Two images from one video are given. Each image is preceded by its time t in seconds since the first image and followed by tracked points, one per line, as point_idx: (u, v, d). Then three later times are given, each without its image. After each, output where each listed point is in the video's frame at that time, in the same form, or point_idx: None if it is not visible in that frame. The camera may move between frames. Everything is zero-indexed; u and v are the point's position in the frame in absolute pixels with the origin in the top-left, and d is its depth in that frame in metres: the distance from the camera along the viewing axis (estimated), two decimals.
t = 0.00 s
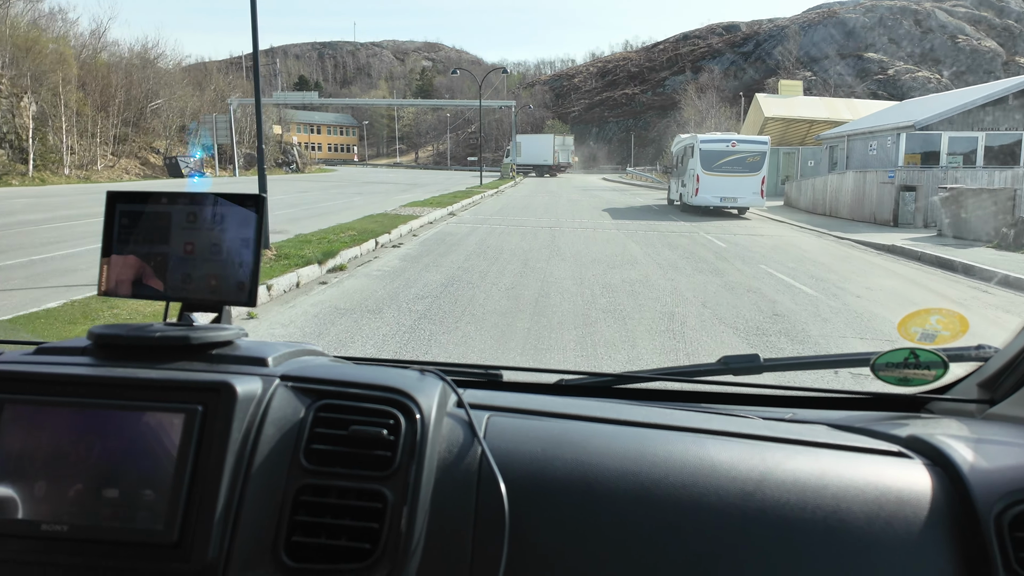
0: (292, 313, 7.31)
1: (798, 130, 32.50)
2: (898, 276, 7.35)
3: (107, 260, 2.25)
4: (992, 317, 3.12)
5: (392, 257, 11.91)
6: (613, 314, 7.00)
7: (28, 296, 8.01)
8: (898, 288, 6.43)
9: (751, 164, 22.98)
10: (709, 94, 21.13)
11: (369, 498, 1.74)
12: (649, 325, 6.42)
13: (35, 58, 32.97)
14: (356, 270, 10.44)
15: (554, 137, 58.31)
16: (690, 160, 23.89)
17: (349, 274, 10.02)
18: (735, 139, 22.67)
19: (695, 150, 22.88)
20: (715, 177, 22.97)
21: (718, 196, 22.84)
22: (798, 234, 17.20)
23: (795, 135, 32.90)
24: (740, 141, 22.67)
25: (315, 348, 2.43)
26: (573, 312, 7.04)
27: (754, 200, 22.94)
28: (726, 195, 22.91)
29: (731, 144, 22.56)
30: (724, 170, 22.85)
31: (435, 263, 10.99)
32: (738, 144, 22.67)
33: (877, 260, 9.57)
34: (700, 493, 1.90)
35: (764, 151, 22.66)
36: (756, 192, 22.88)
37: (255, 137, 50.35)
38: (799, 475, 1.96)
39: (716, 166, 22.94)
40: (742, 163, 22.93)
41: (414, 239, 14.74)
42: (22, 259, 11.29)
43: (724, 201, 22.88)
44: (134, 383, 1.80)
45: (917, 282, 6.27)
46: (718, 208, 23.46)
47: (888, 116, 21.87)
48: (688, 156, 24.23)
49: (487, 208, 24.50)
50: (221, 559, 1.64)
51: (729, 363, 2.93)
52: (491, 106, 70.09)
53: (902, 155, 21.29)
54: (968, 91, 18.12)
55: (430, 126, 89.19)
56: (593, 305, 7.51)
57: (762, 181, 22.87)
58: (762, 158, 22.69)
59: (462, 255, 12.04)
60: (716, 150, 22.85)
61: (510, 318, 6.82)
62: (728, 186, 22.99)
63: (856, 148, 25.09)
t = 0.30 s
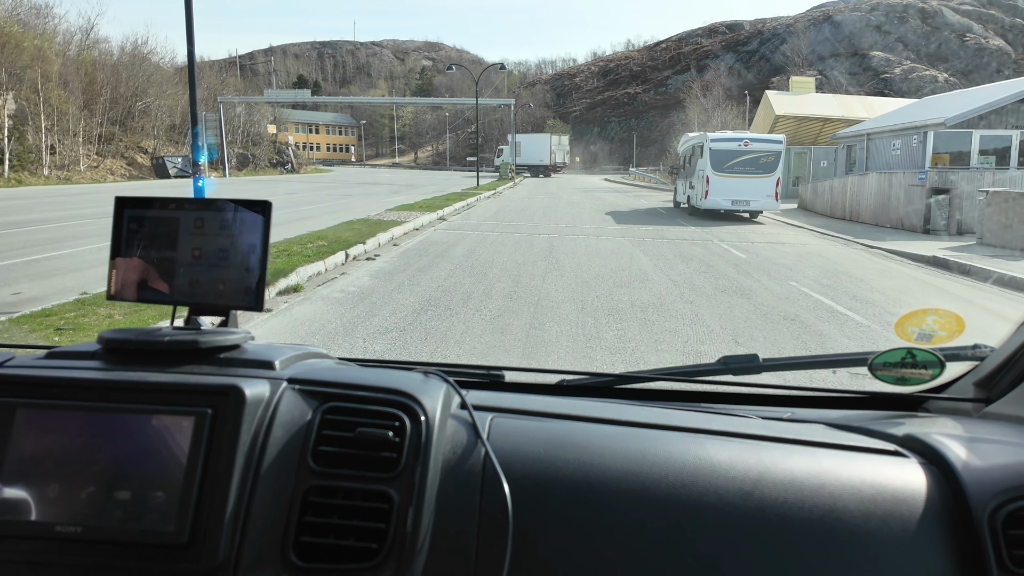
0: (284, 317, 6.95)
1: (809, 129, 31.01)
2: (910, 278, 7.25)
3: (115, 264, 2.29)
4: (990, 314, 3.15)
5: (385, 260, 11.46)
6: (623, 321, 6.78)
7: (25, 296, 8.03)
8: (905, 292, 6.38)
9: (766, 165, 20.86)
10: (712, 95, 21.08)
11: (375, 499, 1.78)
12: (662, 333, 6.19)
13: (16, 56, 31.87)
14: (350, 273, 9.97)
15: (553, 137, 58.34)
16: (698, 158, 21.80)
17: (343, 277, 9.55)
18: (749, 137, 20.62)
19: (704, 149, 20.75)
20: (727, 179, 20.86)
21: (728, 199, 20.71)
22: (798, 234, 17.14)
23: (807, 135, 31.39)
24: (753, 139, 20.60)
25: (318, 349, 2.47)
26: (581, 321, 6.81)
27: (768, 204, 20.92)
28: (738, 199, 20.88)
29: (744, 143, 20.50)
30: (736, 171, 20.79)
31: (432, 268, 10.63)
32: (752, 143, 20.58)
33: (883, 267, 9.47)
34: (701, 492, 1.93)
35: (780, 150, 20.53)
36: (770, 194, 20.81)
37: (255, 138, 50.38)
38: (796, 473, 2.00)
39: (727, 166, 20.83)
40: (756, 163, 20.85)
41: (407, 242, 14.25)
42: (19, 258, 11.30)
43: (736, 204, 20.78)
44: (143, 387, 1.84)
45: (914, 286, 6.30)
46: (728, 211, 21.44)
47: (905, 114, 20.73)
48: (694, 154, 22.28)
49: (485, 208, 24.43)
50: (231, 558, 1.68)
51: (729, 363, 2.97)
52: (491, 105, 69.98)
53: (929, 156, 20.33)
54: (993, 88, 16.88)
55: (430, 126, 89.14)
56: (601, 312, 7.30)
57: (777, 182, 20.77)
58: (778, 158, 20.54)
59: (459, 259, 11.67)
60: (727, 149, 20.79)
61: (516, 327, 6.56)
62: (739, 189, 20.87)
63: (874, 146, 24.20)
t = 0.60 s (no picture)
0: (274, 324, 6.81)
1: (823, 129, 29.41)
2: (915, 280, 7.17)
3: (107, 263, 2.27)
4: (991, 314, 3.14)
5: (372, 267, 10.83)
6: (626, 326, 6.38)
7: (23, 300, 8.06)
8: (909, 294, 6.34)
9: (782, 165, 19.81)
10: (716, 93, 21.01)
11: (368, 500, 1.77)
12: (669, 341, 5.77)
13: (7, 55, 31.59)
14: (334, 284, 9.36)
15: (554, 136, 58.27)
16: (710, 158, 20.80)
17: (327, 287, 8.98)
18: (763, 136, 19.69)
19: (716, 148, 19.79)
20: (739, 181, 19.88)
21: (742, 202, 19.73)
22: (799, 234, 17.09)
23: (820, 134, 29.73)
24: (768, 138, 19.61)
25: (313, 348, 2.46)
26: (582, 328, 6.38)
27: (784, 207, 19.81)
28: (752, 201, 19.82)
29: (758, 142, 19.50)
30: (749, 172, 19.81)
31: (423, 273, 10.11)
32: (767, 142, 19.61)
33: (886, 267, 9.39)
34: (697, 492, 1.92)
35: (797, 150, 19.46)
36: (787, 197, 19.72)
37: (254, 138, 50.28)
38: (794, 472, 1.99)
39: (740, 167, 19.86)
40: (771, 164, 19.82)
41: (398, 246, 13.63)
42: (17, 260, 11.27)
43: (749, 207, 19.71)
44: (135, 387, 1.83)
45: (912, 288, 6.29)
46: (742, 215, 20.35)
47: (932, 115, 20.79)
48: (706, 155, 21.31)
49: (486, 207, 24.31)
50: (223, 558, 1.67)
51: (727, 361, 2.95)
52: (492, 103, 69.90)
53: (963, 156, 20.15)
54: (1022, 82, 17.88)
55: (430, 125, 88.97)
56: (602, 316, 6.89)
57: (794, 184, 19.67)
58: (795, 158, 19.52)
59: (452, 263, 11.13)
60: (741, 149, 19.80)
61: (511, 336, 6.12)
62: (753, 190, 19.84)
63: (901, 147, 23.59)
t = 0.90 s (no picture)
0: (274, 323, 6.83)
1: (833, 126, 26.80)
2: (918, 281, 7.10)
3: (111, 266, 2.28)
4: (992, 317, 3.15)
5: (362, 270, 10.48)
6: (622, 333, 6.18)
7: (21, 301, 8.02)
8: (913, 296, 6.29)
9: (803, 167, 18.09)
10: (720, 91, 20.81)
11: (372, 502, 1.78)
12: (665, 351, 5.45)
13: None
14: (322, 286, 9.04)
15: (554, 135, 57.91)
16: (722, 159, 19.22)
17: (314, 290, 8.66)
18: (781, 135, 18.19)
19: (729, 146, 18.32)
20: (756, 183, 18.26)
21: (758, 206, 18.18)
22: (802, 234, 17.01)
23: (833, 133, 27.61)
24: (788, 137, 18.07)
25: (317, 350, 2.47)
26: (575, 337, 6.06)
27: (805, 212, 18.04)
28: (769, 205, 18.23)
29: (776, 140, 18.00)
30: (766, 173, 18.20)
31: (414, 277, 9.80)
32: (786, 140, 18.09)
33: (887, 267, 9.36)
34: (700, 495, 1.93)
35: (820, 149, 17.76)
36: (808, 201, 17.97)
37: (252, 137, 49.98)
38: (794, 473, 2.01)
39: (755, 168, 18.19)
40: (791, 164, 18.16)
41: (386, 250, 13.04)
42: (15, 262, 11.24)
43: (766, 212, 18.17)
44: (142, 389, 1.83)
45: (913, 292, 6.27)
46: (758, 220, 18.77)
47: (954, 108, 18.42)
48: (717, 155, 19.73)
49: (485, 210, 24.27)
50: (231, 561, 1.68)
51: (729, 362, 2.96)
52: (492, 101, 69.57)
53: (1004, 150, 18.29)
54: None
55: (430, 124, 88.77)
56: (596, 325, 6.60)
57: (815, 186, 17.93)
58: (817, 158, 17.81)
59: (445, 268, 10.80)
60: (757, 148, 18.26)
61: (499, 346, 5.81)
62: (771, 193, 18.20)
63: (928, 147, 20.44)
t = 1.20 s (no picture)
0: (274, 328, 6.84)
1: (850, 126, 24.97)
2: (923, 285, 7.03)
3: (118, 268, 2.30)
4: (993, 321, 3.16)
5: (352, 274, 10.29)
6: (619, 343, 6.24)
7: (18, 296, 8.01)
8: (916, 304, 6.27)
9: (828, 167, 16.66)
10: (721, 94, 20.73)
11: (378, 504, 1.80)
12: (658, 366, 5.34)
13: None
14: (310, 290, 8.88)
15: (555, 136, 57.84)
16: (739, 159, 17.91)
17: (301, 296, 8.46)
18: (804, 132, 16.85)
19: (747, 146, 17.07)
20: (775, 186, 16.95)
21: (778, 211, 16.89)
22: (804, 239, 16.91)
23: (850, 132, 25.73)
24: (811, 134, 16.72)
25: (322, 353, 2.48)
26: (566, 350, 5.93)
27: (830, 217, 16.64)
28: (789, 210, 16.91)
29: (799, 138, 16.69)
30: (786, 176, 16.84)
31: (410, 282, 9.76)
32: (809, 139, 16.75)
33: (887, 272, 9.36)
34: (702, 496, 1.95)
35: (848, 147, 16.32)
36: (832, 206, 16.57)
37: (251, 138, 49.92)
38: (797, 476, 2.02)
39: (776, 169, 16.89)
40: (814, 165, 16.75)
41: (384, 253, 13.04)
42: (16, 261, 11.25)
43: (787, 218, 16.86)
44: (150, 392, 1.85)
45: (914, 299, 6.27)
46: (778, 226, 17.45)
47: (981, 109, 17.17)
48: (733, 152, 18.41)
49: (485, 212, 24.31)
50: (238, 561, 1.69)
51: (730, 365, 2.98)
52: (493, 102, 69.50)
53: None
54: None
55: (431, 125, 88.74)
56: (589, 336, 6.55)
57: (842, 190, 16.49)
58: (843, 158, 16.36)
59: (438, 272, 10.67)
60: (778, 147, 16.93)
61: (488, 359, 5.68)
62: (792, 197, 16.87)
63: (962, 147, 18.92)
